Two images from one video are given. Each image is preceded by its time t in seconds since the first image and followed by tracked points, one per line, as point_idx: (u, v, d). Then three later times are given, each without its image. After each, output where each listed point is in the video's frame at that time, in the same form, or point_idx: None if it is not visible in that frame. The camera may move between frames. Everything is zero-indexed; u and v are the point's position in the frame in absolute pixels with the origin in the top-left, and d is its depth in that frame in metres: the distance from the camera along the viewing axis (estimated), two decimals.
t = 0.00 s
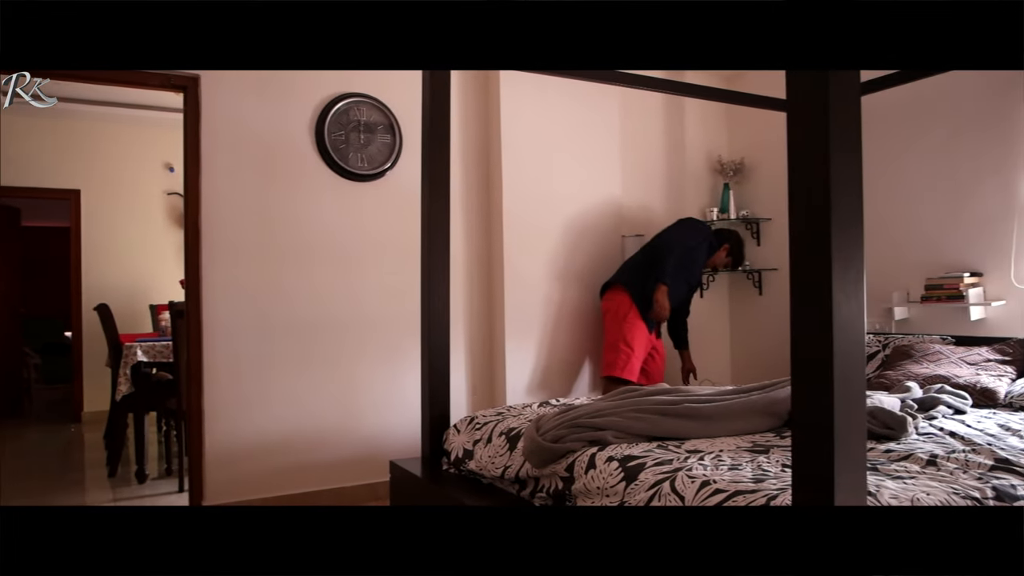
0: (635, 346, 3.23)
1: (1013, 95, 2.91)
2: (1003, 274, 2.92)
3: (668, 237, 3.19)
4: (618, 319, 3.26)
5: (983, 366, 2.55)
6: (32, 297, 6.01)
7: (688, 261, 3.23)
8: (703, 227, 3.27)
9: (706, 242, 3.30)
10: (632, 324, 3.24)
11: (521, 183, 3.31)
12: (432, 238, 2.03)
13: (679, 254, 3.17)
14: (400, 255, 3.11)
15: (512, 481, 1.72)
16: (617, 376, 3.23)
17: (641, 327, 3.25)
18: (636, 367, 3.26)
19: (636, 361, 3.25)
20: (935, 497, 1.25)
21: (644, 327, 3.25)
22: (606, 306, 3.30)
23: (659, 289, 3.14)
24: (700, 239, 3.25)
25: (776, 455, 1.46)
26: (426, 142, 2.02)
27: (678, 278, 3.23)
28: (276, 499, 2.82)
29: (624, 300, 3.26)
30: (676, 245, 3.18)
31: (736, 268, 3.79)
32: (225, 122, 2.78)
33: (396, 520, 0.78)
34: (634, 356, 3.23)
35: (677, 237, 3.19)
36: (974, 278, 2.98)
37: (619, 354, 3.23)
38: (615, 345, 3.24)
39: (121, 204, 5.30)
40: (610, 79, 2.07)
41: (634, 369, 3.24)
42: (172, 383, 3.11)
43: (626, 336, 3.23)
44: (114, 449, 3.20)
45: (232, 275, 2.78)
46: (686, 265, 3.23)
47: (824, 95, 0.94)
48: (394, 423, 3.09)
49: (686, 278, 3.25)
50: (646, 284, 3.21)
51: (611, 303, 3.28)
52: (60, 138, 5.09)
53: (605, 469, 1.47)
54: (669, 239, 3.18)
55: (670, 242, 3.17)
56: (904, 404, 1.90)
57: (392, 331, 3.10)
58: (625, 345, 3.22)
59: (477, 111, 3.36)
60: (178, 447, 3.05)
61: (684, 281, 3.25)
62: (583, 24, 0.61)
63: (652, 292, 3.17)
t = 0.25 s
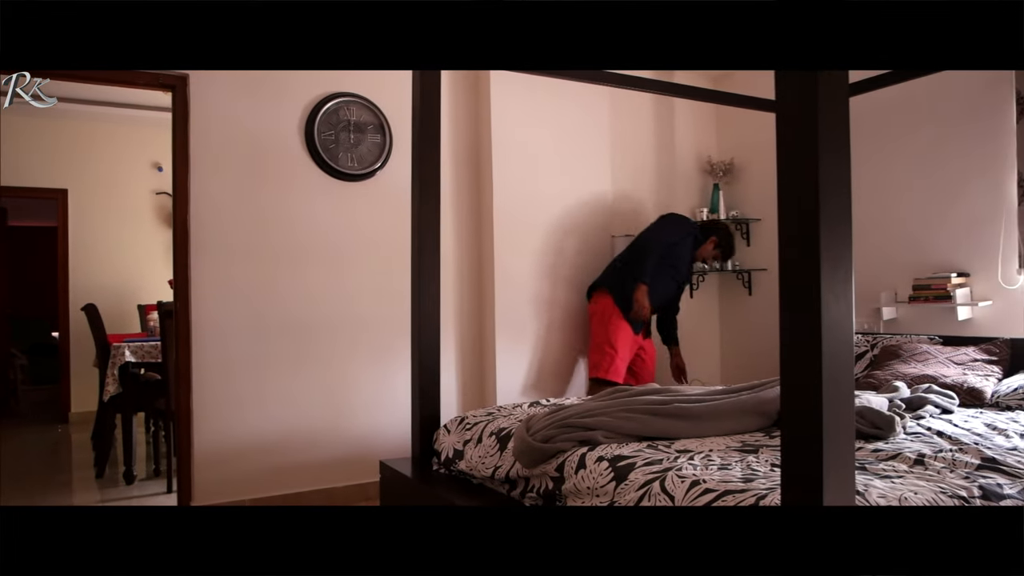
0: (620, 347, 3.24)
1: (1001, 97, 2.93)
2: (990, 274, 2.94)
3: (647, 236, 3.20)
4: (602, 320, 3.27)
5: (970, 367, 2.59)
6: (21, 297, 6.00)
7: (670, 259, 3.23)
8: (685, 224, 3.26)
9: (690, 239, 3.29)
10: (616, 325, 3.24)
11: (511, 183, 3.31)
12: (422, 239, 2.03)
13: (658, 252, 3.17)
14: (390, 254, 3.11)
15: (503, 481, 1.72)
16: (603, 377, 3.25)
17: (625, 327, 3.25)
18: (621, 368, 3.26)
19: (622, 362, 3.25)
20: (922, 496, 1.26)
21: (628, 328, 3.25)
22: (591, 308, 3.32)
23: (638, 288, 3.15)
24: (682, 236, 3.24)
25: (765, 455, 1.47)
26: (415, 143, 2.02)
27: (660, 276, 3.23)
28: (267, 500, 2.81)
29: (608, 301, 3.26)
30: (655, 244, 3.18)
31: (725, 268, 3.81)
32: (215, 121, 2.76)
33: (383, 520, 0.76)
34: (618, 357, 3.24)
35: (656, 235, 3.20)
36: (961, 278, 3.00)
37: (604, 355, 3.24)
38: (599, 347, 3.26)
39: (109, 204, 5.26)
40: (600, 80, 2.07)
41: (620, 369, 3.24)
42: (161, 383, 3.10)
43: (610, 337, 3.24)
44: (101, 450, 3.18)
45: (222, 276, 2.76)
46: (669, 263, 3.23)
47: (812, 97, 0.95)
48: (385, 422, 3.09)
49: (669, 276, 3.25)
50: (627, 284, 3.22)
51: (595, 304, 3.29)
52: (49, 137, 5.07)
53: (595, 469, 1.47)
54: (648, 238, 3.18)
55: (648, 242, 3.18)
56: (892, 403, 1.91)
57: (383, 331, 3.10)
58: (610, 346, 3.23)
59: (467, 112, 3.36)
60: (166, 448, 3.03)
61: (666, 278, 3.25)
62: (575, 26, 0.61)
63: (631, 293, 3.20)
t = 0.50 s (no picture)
0: (609, 350, 3.26)
1: (996, 99, 2.94)
2: (985, 274, 2.95)
3: (624, 236, 3.25)
4: (591, 323, 3.31)
5: (965, 366, 2.60)
6: (17, 297, 5.99)
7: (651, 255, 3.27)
8: (663, 217, 3.28)
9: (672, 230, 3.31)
10: (604, 329, 3.26)
11: (507, 182, 3.31)
12: (419, 238, 2.02)
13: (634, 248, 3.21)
14: (386, 254, 3.10)
15: (500, 481, 1.72)
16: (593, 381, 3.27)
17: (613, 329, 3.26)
18: (612, 371, 3.27)
19: (612, 365, 3.26)
20: (918, 495, 1.26)
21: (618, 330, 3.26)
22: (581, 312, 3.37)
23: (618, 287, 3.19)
24: (661, 230, 3.27)
25: (761, 455, 1.47)
26: (412, 142, 2.02)
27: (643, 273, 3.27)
28: (264, 500, 2.80)
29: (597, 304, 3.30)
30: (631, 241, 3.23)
31: (721, 268, 3.83)
32: (211, 121, 2.76)
33: (380, 520, 0.76)
34: (608, 360, 3.25)
35: (632, 233, 3.24)
36: (957, 278, 3.01)
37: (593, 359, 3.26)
38: (589, 352, 3.28)
39: (105, 203, 5.24)
40: (597, 80, 2.07)
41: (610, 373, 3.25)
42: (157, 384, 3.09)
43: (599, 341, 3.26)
44: (97, 450, 3.18)
45: (217, 276, 2.76)
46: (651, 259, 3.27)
47: (809, 97, 0.95)
48: (382, 422, 3.08)
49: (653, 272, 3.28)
50: (609, 284, 3.26)
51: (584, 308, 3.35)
52: (45, 137, 5.06)
53: (592, 469, 1.47)
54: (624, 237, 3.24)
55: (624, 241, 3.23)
56: (888, 403, 1.92)
57: (380, 330, 3.09)
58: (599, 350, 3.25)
59: (464, 112, 3.36)
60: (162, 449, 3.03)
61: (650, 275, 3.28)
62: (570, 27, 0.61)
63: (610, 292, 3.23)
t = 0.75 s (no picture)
0: (606, 356, 3.28)
1: (996, 100, 2.93)
2: (985, 274, 2.95)
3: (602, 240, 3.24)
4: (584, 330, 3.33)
5: (965, 366, 2.60)
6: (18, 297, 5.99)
7: (631, 257, 3.19)
8: (636, 214, 3.15)
9: (650, 226, 3.14)
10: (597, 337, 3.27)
11: (507, 182, 3.31)
12: (419, 238, 2.02)
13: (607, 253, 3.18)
14: (386, 254, 3.10)
15: (500, 481, 1.71)
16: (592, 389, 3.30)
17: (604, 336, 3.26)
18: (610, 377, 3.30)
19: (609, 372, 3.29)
20: (918, 495, 1.26)
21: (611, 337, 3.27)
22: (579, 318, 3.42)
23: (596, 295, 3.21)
24: (636, 230, 3.14)
25: (761, 455, 1.47)
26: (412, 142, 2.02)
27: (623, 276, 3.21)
28: (263, 500, 2.80)
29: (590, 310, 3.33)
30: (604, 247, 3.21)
31: (721, 268, 3.83)
32: (212, 121, 2.76)
33: (379, 520, 0.75)
34: (605, 368, 3.28)
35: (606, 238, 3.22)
36: (957, 278, 3.01)
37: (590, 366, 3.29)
38: (586, 361, 3.31)
39: (105, 203, 5.24)
40: (597, 79, 2.07)
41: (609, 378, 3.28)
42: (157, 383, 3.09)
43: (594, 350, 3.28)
44: (97, 450, 3.18)
45: (217, 276, 2.76)
46: (630, 261, 3.19)
47: (809, 98, 0.95)
48: (382, 421, 3.09)
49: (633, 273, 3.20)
50: (592, 291, 3.29)
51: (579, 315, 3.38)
52: (45, 137, 5.06)
53: (592, 469, 1.47)
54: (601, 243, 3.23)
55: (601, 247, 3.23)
56: (889, 403, 1.92)
57: (380, 330, 3.10)
58: (596, 357, 3.27)
59: (464, 112, 3.36)
60: (162, 448, 3.02)
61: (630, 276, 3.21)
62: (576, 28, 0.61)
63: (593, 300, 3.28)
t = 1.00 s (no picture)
0: (598, 360, 3.28)
1: (996, 100, 2.93)
2: (985, 274, 2.95)
3: (575, 253, 3.32)
4: (576, 338, 3.36)
5: (965, 366, 2.60)
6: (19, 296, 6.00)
7: (610, 257, 3.33)
8: (608, 214, 3.29)
9: (624, 221, 3.31)
10: (586, 343, 3.29)
11: (507, 181, 3.31)
12: (419, 238, 2.02)
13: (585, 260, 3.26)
14: (385, 254, 3.10)
15: (500, 480, 1.71)
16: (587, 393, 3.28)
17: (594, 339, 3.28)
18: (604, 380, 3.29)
19: (603, 375, 3.28)
20: (918, 495, 1.26)
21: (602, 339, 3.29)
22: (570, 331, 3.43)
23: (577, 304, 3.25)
24: (611, 227, 3.30)
25: (761, 454, 1.47)
26: (411, 142, 2.02)
27: (607, 276, 3.33)
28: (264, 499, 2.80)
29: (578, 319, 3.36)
30: (581, 257, 3.28)
31: (721, 268, 3.83)
32: (211, 121, 2.76)
33: (376, 525, 0.72)
34: (599, 371, 3.27)
35: (581, 248, 3.29)
36: (957, 277, 3.00)
37: (583, 372, 3.29)
38: (580, 366, 3.30)
39: (105, 203, 5.22)
40: (598, 79, 2.07)
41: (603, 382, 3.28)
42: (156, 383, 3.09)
43: (587, 355, 3.28)
44: (97, 450, 3.18)
45: (217, 277, 2.76)
46: (610, 261, 3.33)
47: (808, 98, 0.95)
48: (382, 421, 3.09)
49: (616, 271, 3.33)
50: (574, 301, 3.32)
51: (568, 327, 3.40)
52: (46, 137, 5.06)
53: (592, 469, 1.47)
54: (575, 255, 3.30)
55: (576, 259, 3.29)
56: (889, 402, 1.92)
57: (380, 330, 3.10)
58: (588, 363, 3.27)
59: (465, 112, 3.36)
60: (162, 448, 3.03)
61: (613, 275, 3.33)
62: (579, 27, 0.60)
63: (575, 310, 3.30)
